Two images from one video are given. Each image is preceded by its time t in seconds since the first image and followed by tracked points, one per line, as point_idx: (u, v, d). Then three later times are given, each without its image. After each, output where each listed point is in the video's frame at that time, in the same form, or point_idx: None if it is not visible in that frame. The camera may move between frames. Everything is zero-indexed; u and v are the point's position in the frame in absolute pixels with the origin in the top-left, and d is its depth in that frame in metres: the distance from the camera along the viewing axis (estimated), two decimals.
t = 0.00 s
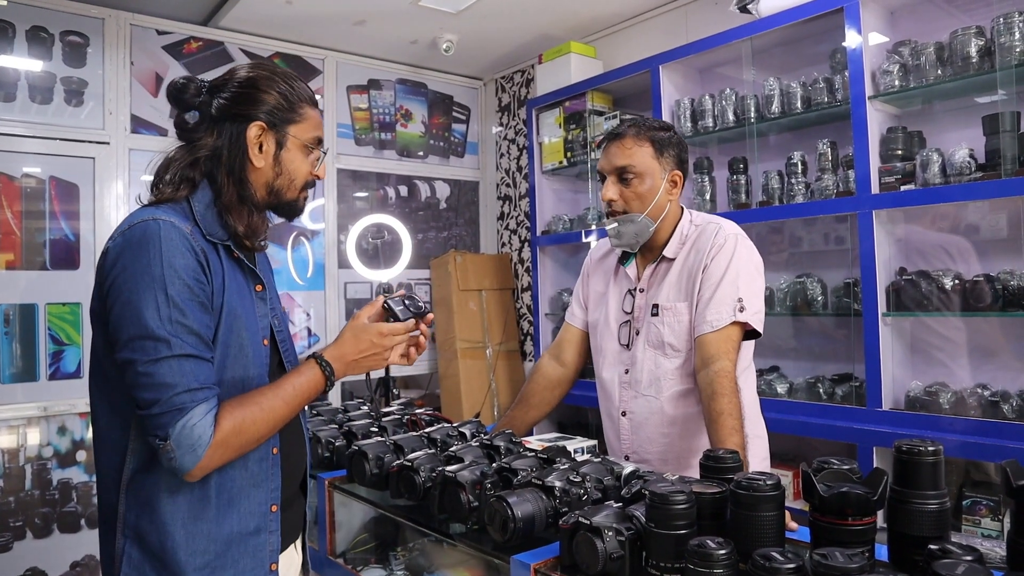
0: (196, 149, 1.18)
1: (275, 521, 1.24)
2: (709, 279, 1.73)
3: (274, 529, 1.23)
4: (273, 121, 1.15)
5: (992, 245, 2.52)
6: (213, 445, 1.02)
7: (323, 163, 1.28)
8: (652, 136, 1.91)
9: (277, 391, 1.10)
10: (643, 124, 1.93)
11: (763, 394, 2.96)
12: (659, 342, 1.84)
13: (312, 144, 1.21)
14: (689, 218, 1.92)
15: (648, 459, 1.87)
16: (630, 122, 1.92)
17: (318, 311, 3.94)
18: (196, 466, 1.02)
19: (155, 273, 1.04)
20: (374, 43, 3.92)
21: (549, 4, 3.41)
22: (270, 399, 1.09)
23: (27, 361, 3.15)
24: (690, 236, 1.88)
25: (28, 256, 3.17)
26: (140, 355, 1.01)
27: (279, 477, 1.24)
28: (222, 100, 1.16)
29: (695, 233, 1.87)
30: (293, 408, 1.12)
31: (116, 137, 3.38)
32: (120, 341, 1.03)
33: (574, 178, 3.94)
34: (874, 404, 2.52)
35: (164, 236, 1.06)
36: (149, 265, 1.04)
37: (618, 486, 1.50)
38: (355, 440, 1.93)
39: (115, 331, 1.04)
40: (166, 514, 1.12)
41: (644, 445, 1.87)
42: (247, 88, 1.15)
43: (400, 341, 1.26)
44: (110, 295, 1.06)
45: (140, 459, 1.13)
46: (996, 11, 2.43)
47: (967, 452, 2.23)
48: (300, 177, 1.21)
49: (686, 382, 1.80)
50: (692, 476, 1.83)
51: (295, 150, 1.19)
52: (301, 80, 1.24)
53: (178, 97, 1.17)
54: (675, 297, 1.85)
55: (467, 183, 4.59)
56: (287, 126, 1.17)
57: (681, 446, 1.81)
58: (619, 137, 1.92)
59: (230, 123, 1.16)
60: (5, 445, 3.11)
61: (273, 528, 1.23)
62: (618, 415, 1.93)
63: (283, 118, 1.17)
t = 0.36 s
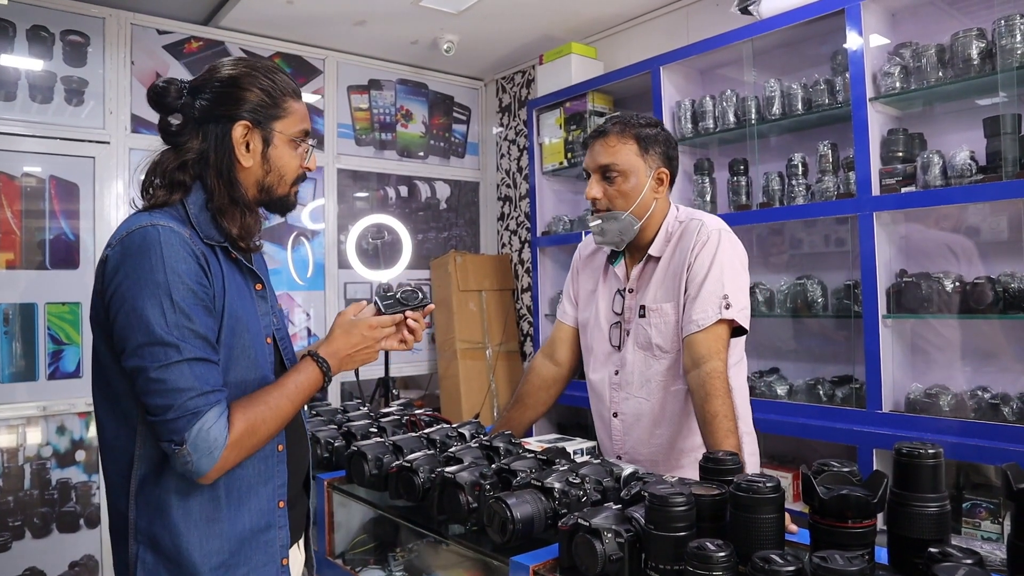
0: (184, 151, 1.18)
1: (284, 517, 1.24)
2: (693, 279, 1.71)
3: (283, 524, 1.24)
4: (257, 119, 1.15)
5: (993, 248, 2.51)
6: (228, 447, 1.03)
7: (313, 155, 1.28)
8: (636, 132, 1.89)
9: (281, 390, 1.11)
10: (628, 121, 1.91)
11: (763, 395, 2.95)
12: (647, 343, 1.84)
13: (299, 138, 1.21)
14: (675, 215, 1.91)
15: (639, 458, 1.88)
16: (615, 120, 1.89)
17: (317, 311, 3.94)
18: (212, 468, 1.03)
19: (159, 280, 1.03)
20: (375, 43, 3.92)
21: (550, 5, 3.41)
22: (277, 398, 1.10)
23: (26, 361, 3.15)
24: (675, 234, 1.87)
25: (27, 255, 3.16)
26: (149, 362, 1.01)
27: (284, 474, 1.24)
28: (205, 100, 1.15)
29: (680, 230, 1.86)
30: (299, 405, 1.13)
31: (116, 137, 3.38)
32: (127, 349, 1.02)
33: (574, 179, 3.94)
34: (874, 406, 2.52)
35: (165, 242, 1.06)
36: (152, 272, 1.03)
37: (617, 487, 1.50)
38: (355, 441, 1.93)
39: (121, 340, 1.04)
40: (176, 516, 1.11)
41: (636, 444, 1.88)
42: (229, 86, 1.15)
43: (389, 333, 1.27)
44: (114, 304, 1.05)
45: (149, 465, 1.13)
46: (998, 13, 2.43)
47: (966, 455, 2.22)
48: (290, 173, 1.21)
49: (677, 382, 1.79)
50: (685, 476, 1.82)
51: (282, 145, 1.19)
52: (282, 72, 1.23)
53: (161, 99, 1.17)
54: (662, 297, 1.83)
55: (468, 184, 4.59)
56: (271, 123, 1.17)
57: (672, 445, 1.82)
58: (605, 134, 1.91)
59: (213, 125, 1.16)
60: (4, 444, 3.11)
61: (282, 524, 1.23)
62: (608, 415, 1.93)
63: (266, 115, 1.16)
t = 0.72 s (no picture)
0: (187, 149, 1.19)
1: (292, 516, 1.24)
2: (688, 279, 1.71)
3: (291, 522, 1.24)
4: (262, 123, 1.15)
5: (1000, 249, 2.50)
6: (230, 448, 1.03)
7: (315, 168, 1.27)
8: (628, 137, 1.86)
9: (283, 390, 1.11)
10: (621, 125, 1.89)
11: (768, 396, 2.94)
12: (642, 345, 1.84)
13: (304, 149, 1.20)
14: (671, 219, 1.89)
15: (640, 458, 1.89)
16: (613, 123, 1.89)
17: (322, 311, 3.95)
18: (215, 470, 1.03)
19: (158, 282, 1.03)
20: (380, 44, 3.92)
21: (555, 5, 3.41)
22: (279, 397, 1.10)
23: (32, 360, 3.16)
24: (669, 238, 1.86)
25: (33, 255, 3.17)
26: (149, 364, 1.01)
27: (291, 473, 1.24)
28: (214, 99, 1.15)
29: (674, 234, 1.84)
30: (300, 405, 1.12)
31: (122, 136, 3.38)
32: (128, 352, 1.03)
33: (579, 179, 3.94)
34: (880, 408, 2.51)
35: (163, 245, 1.06)
36: (150, 274, 1.04)
37: (623, 488, 1.49)
38: (360, 441, 1.92)
39: (122, 343, 1.04)
40: (185, 517, 1.11)
41: (635, 444, 1.89)
42: (241, 88, 1.15)
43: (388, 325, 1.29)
44: (115, 307, 1.05)
45: (156, 467, 1.13)
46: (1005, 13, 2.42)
47: (973, 457, 2.21)
48: (288, 181, 1.20)
49: (676, 384, 1.78)
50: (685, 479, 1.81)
51: (284, 153, 1.18)
52: (298, 82, 1.23)
53: (173, 93, 1.17)
54: (657, 298, 1.83)
55: (472, 184, 4.59)
56: (276, 130, 1.16)
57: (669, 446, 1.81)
58: (595, 138, 1.88)
59: (218, 123, 1.16)
60: (9, 443, 3.12)
61: (290, 523, 1.23)
62: (609, 415, 1.95)
63: (272, 121, 1.16)
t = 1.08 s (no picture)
0: (194, 151, 1.19)
1: (301, 515, 1.24)
2: (696, 280, 1.71)
3: (300, 522, 1.24)
4: (268, 126, 1.15)
5: (1007, 249, 2.49)
6: (236, 449, 1.04)
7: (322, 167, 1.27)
8: (634, 141, 1.87)
9: (291, 391, 1.11)
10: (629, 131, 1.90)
11: (774, 397, 2.93)
12: (647, 343, 1.84)
13: (309, 150, 1.20)
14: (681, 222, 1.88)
15: (636, 453, 1.89)
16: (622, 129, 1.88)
17: (328, 312, 3.96)
18: (222, 470, 1.04)
19: (166, 284, 1.04)
20: (385, 44, 3.92)
21: (560, 6, 3.41)
22: (286, 398, 1.10)
23: (39, 361, 3.17)
24: (680, 240, 1.84)
25: (40, 256, 3.19)
26: (157, 365, 1.01)
27: (300, 472, 1.24)
28: (220, 102, 1.16)
29: (685, 236, 1.83)
30: (307, 406, 1.13)
31: (128, 138, 3.40)
32: (137, 353, 1.03)
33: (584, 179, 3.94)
34: (887, 409, 2.50)
35: (171, 247, 1.07)
36: (158, 276, 1.04)
37: (629, 489, 1.49)
38: (366, 442, 1.93)
39: (130, 344, 1.05)
40: (196, 517, 1.12)
41: (632, 440, 1.90)
42: (246, 91, 1.15)
43: (394, 326, 1.28)
44: (123, 308, 1.06)
45: (166, 468, 1.13)
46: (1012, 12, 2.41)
47: (980, 458, 2.20)
48: (295, 182, 1.20)
49: (677, 383, 1.78)
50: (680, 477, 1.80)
51: (290, 155, 1.18)
52: (303, 84, 1.23)
53: (179, 96, 1.18)
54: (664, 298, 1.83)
55: (477, 184, 4.59)
56: (282, 132, 1.17)
57: (666, 444, 1.81)
58: (605, 145, 1.89)
59: (224, 126, 1.16)
60: (17, 444, 3.13)
61: (299, 522, 1.23)
62: (610, 411, 1.96)
63: (278, 123, 1.16)
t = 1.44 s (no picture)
0: (200, 155, 1.19)
1: (308, 516, 1.25)
2: (700, 283, 1.71)
3: (308, 523, 1.24)
4: (273, 129, 1.15)
5: (1010, 251, 2.49)
6: (246, 450, 1.04)
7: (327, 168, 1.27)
8: (637, 149, 1.86)
9: (299, 392, 1.12)
10: (630, 138, 1.89)
11: (777, 399, 2.93)
12: (653, 347, 1.84)
13: (314, 151, 1.21)
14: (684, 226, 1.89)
15: (647, 458, 1.89)
16: (623, 137, 1.87)
17: (331, 313, 3.96)
18: (232, 471, 1.04)
19: (178, 285, 1.04)
20: (388, 46, 3.93)
21: (563, 7, 3.41)
22: (293, 400, 1.11)
23: (43, 362, 3.18)
24: (684, 245, 1.85)
25: (44, 257, 3.20)
26: (169, 366, 1.02)
27: (307, 473, 1.25)
28: (224, 106, 1.16)
29: (688, 240, 1.84)
30: (314, 408, 1.13)
31: (132, 139, 3.41)
32: (148, 353, 1.03)
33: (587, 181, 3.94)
34: (891, 410, 2.50)
35: (183, 249, 1.07)
36: (171, 277, 1.04)
37: (632, 491, 1.50)
38: (369, 444, 1.93)
39: (142, 345, 1.05)
40: (206, 518, 1.12)
41: (642, 445, 1.90)
42: (250, 95, 1.16)
43: (398, 329, 1.28)
44: (135, 309, 1.06)
45: (175, 469, 1.13)
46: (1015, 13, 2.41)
47: (984, 459, 2.20)
48: (301, 184, 1.21)
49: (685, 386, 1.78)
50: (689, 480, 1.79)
51: (295, 157, 1.19)
52: (306, 85, 1.23)
53: (184, 101, 1.18)
54: (668, 302, 1.83)
55: (480, 186, 4.59)
56: (287, 134, 1.17)
57: (676, 447, 1.80)
58: (607, 155, 1.88)
59: (230, 130, 1.17)
60: (21, 444, 3.14)
61: (307, 523, 1.24)
62: (618, 416, 1.95)
63: (283, 126, 1.16)
